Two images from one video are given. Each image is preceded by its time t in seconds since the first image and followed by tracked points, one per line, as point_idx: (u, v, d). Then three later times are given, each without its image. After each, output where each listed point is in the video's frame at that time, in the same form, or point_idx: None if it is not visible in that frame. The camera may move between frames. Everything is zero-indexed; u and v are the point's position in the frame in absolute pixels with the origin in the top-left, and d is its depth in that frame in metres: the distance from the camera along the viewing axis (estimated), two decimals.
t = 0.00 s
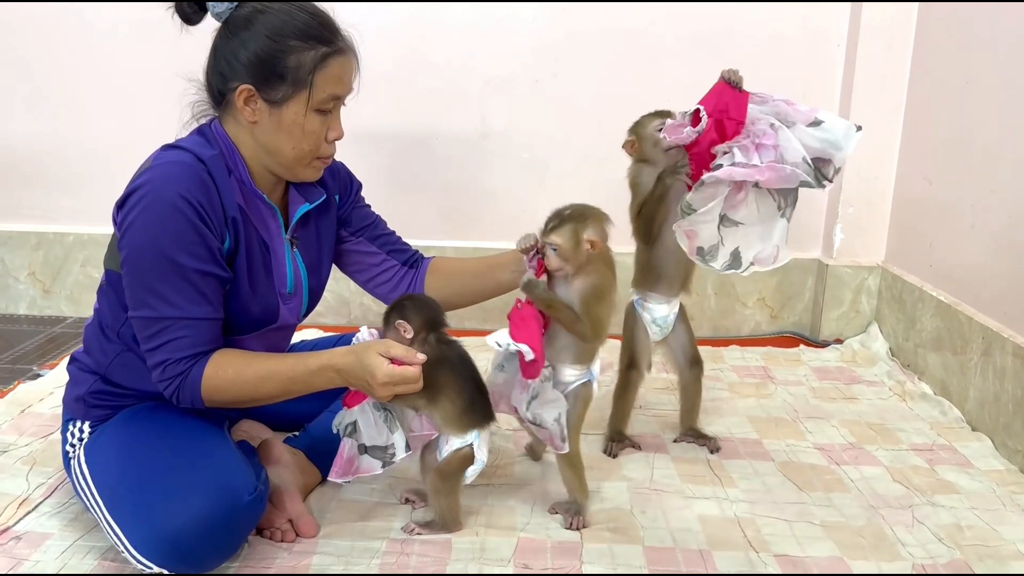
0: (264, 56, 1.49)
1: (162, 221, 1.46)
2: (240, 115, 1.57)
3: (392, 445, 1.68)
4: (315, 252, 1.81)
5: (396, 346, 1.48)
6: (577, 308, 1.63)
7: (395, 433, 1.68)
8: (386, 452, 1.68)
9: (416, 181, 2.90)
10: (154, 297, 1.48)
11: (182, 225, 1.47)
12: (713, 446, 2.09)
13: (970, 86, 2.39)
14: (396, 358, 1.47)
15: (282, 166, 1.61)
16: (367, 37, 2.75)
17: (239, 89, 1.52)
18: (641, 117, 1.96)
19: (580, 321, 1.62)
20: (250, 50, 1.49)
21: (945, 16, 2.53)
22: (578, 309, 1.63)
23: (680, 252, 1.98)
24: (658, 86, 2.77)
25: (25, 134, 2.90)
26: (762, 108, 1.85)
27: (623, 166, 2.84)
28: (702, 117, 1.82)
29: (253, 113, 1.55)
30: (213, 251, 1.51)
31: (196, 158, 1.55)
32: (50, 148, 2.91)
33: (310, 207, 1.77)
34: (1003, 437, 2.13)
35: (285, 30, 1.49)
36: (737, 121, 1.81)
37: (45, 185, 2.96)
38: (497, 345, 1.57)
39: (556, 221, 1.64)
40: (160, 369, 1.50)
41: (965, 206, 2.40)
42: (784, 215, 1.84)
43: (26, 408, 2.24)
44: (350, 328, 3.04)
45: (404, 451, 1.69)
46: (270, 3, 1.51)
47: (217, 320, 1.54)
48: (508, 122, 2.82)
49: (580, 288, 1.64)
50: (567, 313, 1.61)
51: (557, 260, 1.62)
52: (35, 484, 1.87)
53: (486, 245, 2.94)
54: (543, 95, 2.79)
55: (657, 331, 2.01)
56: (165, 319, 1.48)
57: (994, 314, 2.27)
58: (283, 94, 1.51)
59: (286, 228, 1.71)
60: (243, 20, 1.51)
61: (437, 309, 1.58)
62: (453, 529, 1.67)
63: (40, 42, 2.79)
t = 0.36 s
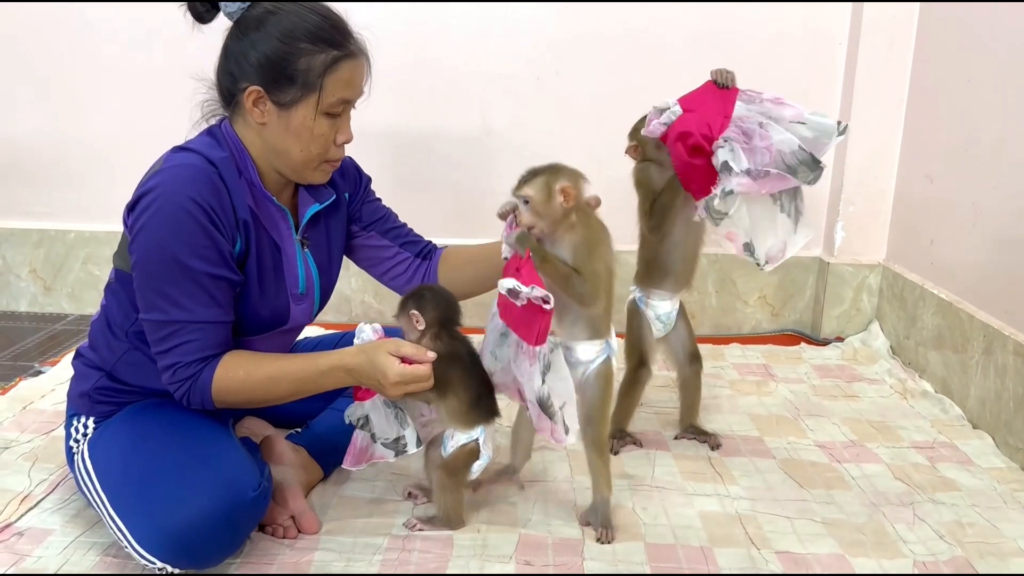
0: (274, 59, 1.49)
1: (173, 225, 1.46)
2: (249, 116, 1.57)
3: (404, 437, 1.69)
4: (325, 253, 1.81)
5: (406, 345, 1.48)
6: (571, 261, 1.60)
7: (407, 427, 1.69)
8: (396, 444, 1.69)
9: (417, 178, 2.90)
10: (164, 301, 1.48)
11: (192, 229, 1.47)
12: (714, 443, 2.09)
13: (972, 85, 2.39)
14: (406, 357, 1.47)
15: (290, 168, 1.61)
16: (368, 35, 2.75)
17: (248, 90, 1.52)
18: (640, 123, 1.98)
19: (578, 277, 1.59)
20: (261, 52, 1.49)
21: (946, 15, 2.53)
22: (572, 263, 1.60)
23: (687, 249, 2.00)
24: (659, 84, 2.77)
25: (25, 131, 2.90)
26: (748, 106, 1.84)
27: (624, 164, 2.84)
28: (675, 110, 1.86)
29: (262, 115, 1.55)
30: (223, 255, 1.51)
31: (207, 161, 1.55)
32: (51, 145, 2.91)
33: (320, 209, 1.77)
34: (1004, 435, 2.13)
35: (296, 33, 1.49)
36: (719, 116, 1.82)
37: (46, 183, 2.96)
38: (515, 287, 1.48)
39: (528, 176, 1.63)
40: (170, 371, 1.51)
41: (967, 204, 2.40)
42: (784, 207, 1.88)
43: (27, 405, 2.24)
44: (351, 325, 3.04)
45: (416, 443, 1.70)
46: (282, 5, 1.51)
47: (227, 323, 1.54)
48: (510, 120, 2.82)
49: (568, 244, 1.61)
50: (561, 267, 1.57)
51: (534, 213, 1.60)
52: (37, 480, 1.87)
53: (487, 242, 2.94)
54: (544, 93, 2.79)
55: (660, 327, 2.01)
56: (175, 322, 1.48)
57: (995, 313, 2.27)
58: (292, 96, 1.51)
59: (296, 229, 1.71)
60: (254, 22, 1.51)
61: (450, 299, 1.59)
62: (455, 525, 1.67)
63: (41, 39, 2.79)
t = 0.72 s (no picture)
0: (267, 55, 1.49)
1: (171, 224, 1.45)
2: (244, 113, 1.57)
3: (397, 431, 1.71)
4: (322, 250, 1.82)
5: (406, 339, 1.48)
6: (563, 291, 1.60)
7: (402, 425, 1.70)
8: (393, 438, 1.71)
9: (417, 176, 2.90)
10: (163, 301, 1.48)
11: (191, 228, 1.46)
12: (714, 441, 2.09)
13: (971, 82, 2.39)
14: (406, 351, 1.47)
15: (287, 164, 1.61)
16: (367, 33, 2.75)
17: (242, 87, 1.51)
18: (655, 112, 1.97)
19: (565, 307, 1.59)
20: (254, 50, 1.49)
21: (946, 13, 2.53)
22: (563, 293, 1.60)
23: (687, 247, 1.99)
24: (658, 82, 2.77)
25: (25, 130, 2.90)
26: (762, 120, 1.86)
27: (624, 162, 2.84)
28: (696, 100, 1.89)
29: (257, 112, 1.55)
30: (221, 253, 1.51)
31: (205, 159, 1.55)
32: (50, 144, 2.91)
33: (318, 206, 1.77)
34: (1004, 433, 2.13)
35: (288, 29, 1.48)
36: (732, 121, 1.81)
37: (46, 181, 2.96)
38: (498, 304, 1.44)
39: (560, 197, 1.64)
40: (169, 370, 1.51)
41: (966, 203, 2.40)
42: (749, 233, 1.92)
43: (27, 403, 2.24)
44: (351, 324, 3.04)
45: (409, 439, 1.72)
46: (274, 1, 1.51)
47: (226, 321, 1.54)
48: (510, 118, 2.82)
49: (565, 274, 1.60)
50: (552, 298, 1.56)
51: (562, 232, 1.59)
52: (36, 478, 1.87)
53: (487, 241, 2.94)
54: (544, 91, 2.79)
55: (660, 326, 2.01)
56: (174, 321, 1.48)
57: (994, 311, 2.27)
58: (286, 92, 1.51)
59: (294, 226, 1.71)
60: (246, 19, 1.50)
61: (449, 295, 1.57)
62: (455, 524, 1.67)
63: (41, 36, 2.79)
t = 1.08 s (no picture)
0: (259, 54, 1.49)
1: (169, 226, 1.45)
2: (237, 113, 1.58)
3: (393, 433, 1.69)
4: (319, 250, 1.82)
5: (401, 342, 1.47)
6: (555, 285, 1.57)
7: (398, 429, 1.69)
8: (388, 441, 1.69)
9: (414, 175, 2.90)
10: (161, 302, 1.48)
11: (188, 230, 1.46)
12: (712, 440, 2.09)
13: (969, 81, 2.39)
14: (401, 355, 1.47)
15: (281, 162, 1.60)
16: (366, 32, 2.75)
17: (234, 87, 1.52)
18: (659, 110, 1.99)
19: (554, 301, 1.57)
20: (246, 50, 1.49)
21: (944, 12, 2.53)
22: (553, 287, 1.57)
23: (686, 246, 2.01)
24: (656, 81, 2.77)
25: (22, 129, 2.90)
26: (768, 129, 1.86)
27: (623, 161, 2.83)
28: (708, 113, 1.81)
29: (249, 111, 1.55)
30: (219, 255, 1.51)
31: (202, 160, 1.55)
32: (47, 144, 2.91)
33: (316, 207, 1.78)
34: (1002, 432, 2.13)
35: (278, 27, 1.48)
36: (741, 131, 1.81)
37: (43, 180, 2.96)
38: (505, 286, 1.42)
39: (554, 184, 1.63)
40: (168, 372, 1.51)
41: (963, 201, 2.40)
42: (766, 242, 1.94)
43: (25, 403, 2.24)
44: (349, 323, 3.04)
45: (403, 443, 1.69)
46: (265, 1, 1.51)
47: (223, 323, 1.54)
48: (508, 117, 2.82)
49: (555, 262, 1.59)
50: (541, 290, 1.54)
51: (557, 218, 1.58)
52: (34, 478, 1.87)
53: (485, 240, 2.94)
54: (542, 90, 2.79)
55: (658, 325, 2.01)
56: (172, 323, 1.48)
57: (992, 310, 2.28)
58: (278, 90, 1.51)
59: (291, 228, 1.72)
60: (238, 19, 1.51)
61: (444, 304, 1.56)
62: (453, 523, 1.67)
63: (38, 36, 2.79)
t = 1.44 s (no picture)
0: (226, 50, 1.48)
1: (143, 232, 1.45)
2: (209, 111, 1.57)
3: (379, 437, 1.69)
4: (303, 249, 1.81)
5: (388, 338, 1.47)
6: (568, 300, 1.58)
7: (383, 432, 1.68)
8: (375, 445, 1.69)
9: (410, 176, 2.89)
10: (141, 309, 1.48)
11: (163, 235, 1.46)
12: (707, 441, 2.09)
13: (964, 81, 2.39)
14: (388, 352, 1.47)
15: (257, 157, 1.60)
16: (361, 33, 2.74)
17: (204, 84, 1.51)
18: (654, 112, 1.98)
19: (575, 316, 1.57)
20: (213, 46, 1.49)
21: (938, 12, 2.53)
22: (569, 303, 1.58)
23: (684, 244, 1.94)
24: (651, 82, 2.77)
25: (17, 132, 2.89)
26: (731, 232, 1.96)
27: (619, 162, 2.83)
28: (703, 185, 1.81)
29: (221, 107, 1.55)
30: (196, 258, 1.51)
31: (175, 164, 1.54)
32: (42, 146, 2.90)
33: (294, 203, 1.76)
34: (997, 431, 2.14)
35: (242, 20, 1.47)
36: (710, 228, 1.87)
37: (38, 183, 2.95)
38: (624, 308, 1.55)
39: (560, 187, 1.66)
40: (153, 378, 1.51)
41: (959, 201, 2.41)
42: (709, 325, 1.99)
43: (20, 406, 2.24)
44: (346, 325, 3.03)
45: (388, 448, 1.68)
46: None
47: (205, 325, 1.54)
48: (503, 118, 2.82)
49: (564, 270, 1.59)
50: (561, 315, 1.55)
51: (567, 220, 1.59)
52: (29, 482, 1.86)
53: (481, 241, 2.94)
54: (537, 91, 2.78)
55: (654, 327, 1.98)
56: (153, 329, 1.48)
57: (988, 310, 2.28)
58: (246, 84, 1.50)
59: (271, 226, 1.71)
60: (202, 15, 1.50)
61: (434, 302, 1.57)
62: (448, 524, 1.67)
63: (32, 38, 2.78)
